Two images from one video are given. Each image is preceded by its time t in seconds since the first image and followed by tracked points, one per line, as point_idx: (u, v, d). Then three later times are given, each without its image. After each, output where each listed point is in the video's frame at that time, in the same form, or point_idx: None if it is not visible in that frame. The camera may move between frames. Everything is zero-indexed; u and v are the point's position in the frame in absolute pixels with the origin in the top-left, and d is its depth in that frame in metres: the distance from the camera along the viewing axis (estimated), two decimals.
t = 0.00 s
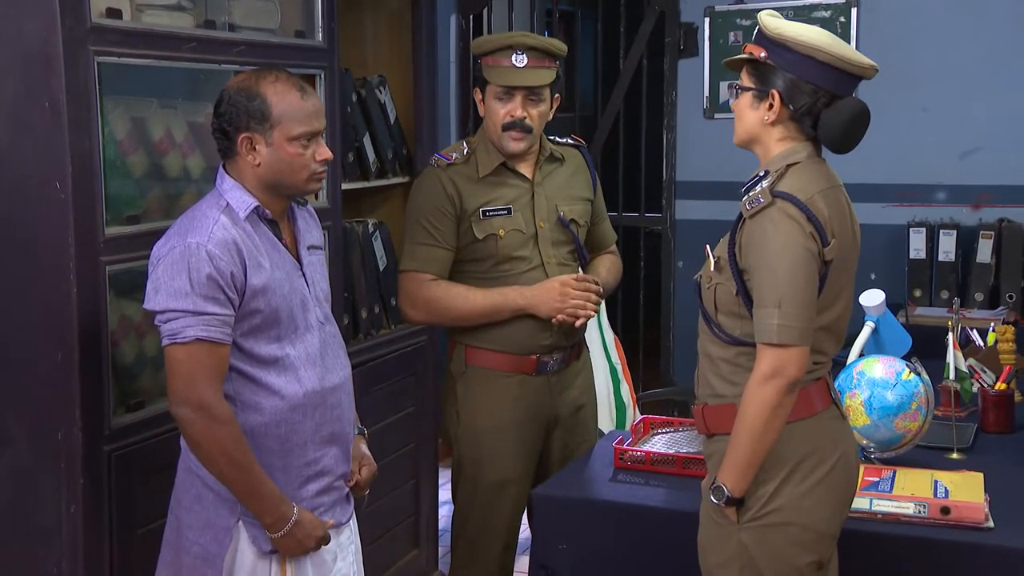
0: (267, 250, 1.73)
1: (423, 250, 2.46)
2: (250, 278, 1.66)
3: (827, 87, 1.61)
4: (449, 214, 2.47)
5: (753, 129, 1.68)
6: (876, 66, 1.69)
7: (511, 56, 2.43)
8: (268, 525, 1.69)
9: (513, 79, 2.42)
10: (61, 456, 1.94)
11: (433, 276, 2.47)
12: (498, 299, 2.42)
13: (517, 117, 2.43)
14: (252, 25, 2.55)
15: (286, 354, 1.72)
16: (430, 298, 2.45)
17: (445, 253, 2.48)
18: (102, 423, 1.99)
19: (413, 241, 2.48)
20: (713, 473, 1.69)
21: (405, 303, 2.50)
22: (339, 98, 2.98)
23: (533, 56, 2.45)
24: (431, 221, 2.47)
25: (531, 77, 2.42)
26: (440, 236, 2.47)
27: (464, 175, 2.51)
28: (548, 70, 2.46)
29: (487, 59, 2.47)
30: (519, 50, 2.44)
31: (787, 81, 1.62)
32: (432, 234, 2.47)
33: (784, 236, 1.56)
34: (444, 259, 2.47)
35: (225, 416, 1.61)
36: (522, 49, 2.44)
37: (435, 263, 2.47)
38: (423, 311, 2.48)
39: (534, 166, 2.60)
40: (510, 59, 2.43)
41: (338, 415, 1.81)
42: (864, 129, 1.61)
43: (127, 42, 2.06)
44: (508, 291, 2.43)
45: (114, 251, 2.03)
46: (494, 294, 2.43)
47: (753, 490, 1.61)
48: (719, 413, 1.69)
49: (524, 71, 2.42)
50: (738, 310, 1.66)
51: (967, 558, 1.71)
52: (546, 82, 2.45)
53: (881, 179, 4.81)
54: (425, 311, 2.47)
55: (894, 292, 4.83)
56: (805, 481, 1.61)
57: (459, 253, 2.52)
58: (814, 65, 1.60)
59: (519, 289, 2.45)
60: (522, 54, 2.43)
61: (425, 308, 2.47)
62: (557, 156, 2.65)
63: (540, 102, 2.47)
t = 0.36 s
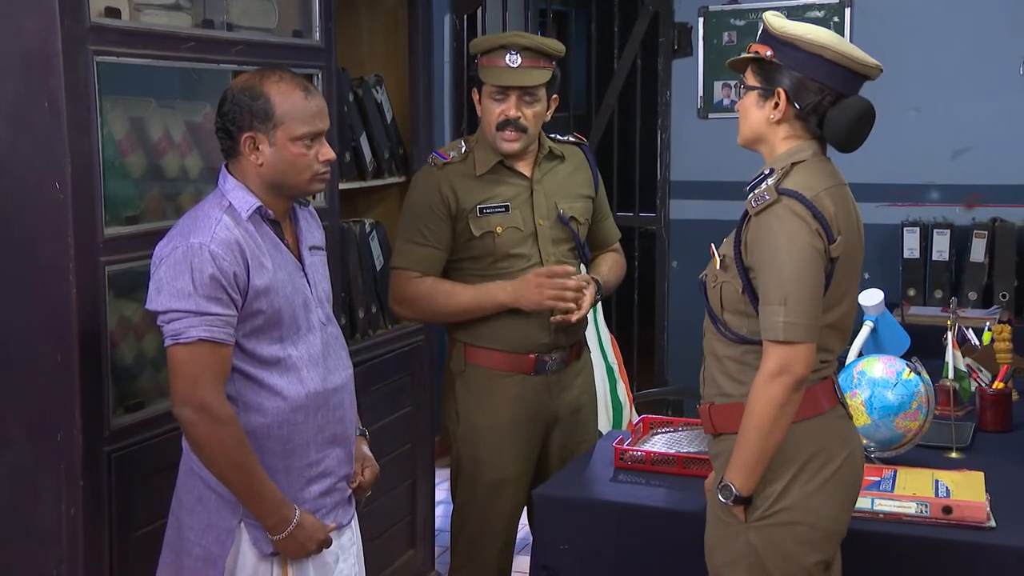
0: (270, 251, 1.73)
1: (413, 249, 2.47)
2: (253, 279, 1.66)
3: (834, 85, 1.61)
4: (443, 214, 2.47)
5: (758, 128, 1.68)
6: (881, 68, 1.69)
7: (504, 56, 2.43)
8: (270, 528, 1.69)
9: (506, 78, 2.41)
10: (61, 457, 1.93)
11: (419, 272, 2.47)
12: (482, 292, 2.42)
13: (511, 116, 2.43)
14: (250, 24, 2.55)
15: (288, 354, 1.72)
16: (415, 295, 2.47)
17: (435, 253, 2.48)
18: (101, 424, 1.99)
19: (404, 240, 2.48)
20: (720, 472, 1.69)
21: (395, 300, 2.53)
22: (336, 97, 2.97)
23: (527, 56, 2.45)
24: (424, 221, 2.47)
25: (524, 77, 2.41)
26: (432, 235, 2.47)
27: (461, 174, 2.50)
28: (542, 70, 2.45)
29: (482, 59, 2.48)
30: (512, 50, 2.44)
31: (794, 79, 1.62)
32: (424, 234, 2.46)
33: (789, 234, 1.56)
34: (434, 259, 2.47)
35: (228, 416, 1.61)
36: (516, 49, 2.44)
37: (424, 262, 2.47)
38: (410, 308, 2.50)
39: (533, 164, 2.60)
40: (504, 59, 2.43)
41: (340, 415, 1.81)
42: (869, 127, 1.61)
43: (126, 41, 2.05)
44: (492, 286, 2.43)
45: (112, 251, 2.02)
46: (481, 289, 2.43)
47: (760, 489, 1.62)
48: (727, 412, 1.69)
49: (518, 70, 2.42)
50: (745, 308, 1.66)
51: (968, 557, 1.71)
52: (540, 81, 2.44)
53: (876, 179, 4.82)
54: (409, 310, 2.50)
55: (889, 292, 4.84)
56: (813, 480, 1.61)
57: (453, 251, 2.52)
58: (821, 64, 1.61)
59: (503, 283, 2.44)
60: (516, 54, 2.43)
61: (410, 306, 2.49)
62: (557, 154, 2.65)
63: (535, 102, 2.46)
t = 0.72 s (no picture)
0: (269, 252, 1.73)
1: (404, 247, 2.47)
2: (252, 280, 1.65)
3: (837, 85, 1.62)
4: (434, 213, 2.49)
5: (760, 128, 1.68)
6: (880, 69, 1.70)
7: (513, 54, 2.43)
8: (269, 530, 1.68)
9: (513, 76, 2.41)
10: (56, 459, 1.92)
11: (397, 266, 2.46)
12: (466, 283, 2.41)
13: (519, 115, 2.42)
14: (244, 23, 2.54)
15: (286, 355, 1.71)
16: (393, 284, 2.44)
17: (428, 254, 2.48)
18: (97, 425, 1.97)
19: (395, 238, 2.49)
20: (723, 473, 1.69)
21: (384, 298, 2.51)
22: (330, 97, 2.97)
23: (533, 53, 2.46)
24: (417, 221, 2.48)
25: (533, 73, 2.42)
26: (422, 235, 2.47)
27: (456, 174, 2.51)
28: (549, 68, 2.48)
29: (484, 59, 2.46)
30: (520, 48, 2.44)
31: (796, 79, 1.62)
32: (417, 233, 2.47)
33: (793, 233, 1.56)
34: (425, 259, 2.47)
35: (226, 418, 1.60)
36: (523, 46, 2.44)
37: (412, 260, 2.47)
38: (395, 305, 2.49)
39: (531, 164, 2.58)
40: (511, 57, 2.43)
41: (338, 417, 1.80)
42: (872, 127, 1.61)
43: (121, 40, 2.04)
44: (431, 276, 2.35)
45: (108, 252, 2.01)
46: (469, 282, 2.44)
47: (763, 490, 1.62)
48: (728, 412, 1.69)
49: (526, 68, 2.42)
50: (747, 307, 1.66)
51: (969, 557, 1.72)
52: (547, 78, 2.45)
53: (868, 179, 4.83)
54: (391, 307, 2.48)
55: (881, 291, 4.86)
56: (816, 481, 1.61)
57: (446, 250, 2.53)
58: (823, 63, 1.61)
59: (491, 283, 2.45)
60: (524, 51, 2.43)
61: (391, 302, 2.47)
62: (554, 155, 2.63)
63: (541, 99, 2.47)
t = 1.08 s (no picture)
0: (269, 252, 1.72)
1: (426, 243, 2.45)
2: (253, 280, 1.64)
3: (842, 83, 1.61)
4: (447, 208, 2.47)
5: (765, 127, 1.67)
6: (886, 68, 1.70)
7: (516, 48, 2.41)
8: (268, 533, 1.66)
9: (516, 71, 2.40)
10: (54, 462, 1.91)
11: (438, 265, 2.44)
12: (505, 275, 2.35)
13: (520, 110, 2.41)
14: (240, 22, 2.52)
15: (287, 356, 1.70)
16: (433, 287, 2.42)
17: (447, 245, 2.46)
18: (95, 427, 1.96)
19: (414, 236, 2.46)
20: (728, 473, 1.69)
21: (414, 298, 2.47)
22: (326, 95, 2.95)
23: (536, 48, 2.45)
24: (426, 216, 2.46)
25: (536, 68, 2.41)
26: (439, 228, 2.45)
27: (458, 173, 2.50)
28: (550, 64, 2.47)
29: (484, 55, 2.45)
30: (523, 43, 2.43)
31: (801, 78, 1.62)
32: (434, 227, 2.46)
33: (798, 233, 1.56)
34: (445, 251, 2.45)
35: (226, 420, 1.58)
36: (525, 41, 2.43)
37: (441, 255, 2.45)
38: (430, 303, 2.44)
39: (531, 164, 2.58)
40: (514, 52, 2.42)
41: (338, 418, 1.79)
42: (877, 127, 1.61)
43: (118, 39, 2.02)
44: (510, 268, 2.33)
45: (106, 253, 2.00)
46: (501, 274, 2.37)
47: (768, 491, 1.61)
48: (733, 413, 1.69)
49: (529, 63, 2.41)
50: (751, 308, 1.66)
51: (971, 557, 1.72)
52: (549, 74, 2.44)
53: (863, 178, 4.83)
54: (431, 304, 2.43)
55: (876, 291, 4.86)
56: (822, 481, 1.61)
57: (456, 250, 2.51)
58: (828, 61, 1.61)
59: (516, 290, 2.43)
60: (527, 46, 2.42)
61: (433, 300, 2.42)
62: (553, 154, 2.63)
63: (541, 96, 2.46)
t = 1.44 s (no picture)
0: (271, 253, 1.70)
1: (442, 240, 2.42)
2: (255, 281, 1.63)
3: (851, 83, 1.61)
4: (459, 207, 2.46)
5: (772, 127, 1.67)
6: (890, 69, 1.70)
7: (525, 48, 2.41)
8: (268, 537, 1.65)
9: (526, 71, 2.40)
10: (54, 464, 1.89)
11: (450, 261, 2.41)
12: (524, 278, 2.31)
13: (531, 110, 2.41)
14: (238, 22, 2.50)
15: (290, 357, 1.69)
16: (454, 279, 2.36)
17: (462, 241, 2.43)
18: (96, 428, 1.95)
19: (432, 233, 2.44)
20: (737, 474, 1.69)
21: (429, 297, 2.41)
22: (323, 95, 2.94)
23: (545, 48, 2.46)
24: (439, 213, 2.46)
25: (545, 68, 2.41)
26: (454, 223, 2.45)
27: (468, 171, 2.49)
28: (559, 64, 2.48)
29: (492, 54, 2.44)
30: (533, 43, 2.43)
31: (809, 78, 1.62)
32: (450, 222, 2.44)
33: (807, 232, 1.56)
34: (462, 248, 2.42)
35: (229, 422, 1.57)
36: (536, 41, 2.43)
37: (455, 249, 2.42)
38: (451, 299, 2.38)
39: (536, 164, 2.58)
40: (525, 52, 2.42)
41: (341, 419, 1.77)
42: (884, 127, 1.61)
43: (117, 39, 2.01)
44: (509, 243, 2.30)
45: (105, 253, 1.98)
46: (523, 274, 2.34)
47: (778, 492, 1.61)
48: (742, 414, 1.69)
49: (540, 63, 2.42)
50: (760, 308, 1.65)
51: (977, 558, 1.72)
52: (557, 74, 2.44)
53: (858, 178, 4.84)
54: (454, 296, 2.36)
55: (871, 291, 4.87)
56: (832, 482, 1.61)
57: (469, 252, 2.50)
58: (836, 60, 1.60)
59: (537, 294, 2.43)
60: (537, 46, 2.43)
61: (455, 291, 2.35)
62: (556, 156, 2.64)
63: (549, 96, 2.46)
